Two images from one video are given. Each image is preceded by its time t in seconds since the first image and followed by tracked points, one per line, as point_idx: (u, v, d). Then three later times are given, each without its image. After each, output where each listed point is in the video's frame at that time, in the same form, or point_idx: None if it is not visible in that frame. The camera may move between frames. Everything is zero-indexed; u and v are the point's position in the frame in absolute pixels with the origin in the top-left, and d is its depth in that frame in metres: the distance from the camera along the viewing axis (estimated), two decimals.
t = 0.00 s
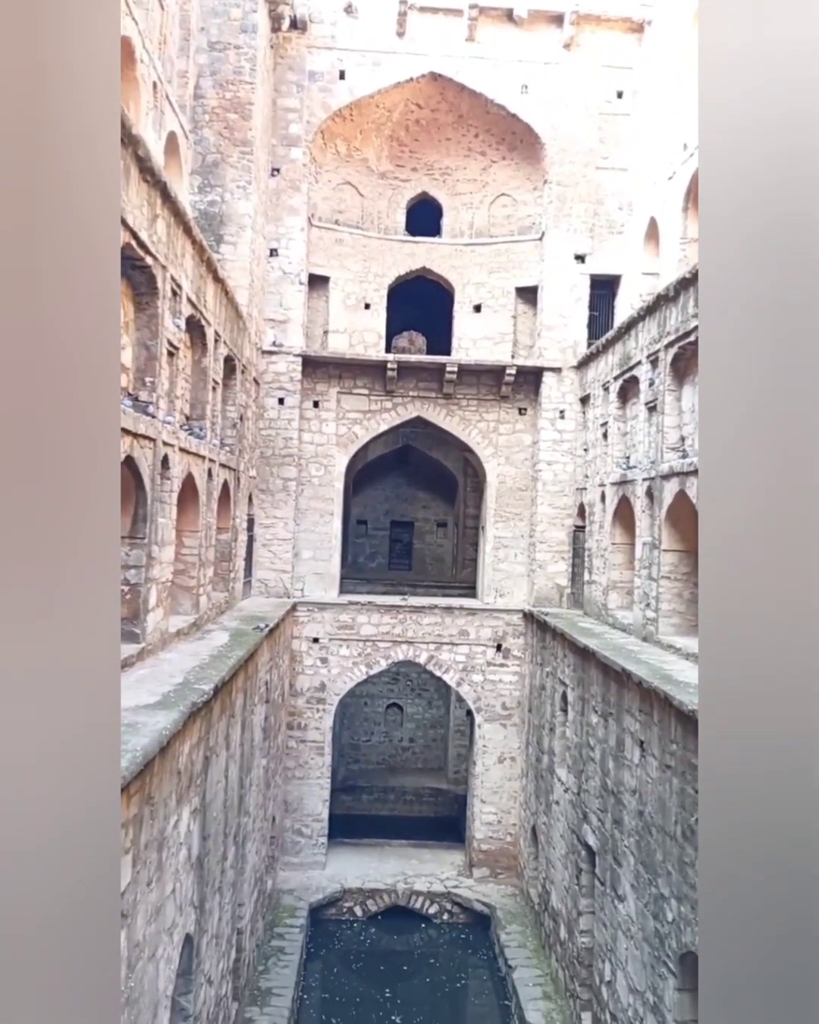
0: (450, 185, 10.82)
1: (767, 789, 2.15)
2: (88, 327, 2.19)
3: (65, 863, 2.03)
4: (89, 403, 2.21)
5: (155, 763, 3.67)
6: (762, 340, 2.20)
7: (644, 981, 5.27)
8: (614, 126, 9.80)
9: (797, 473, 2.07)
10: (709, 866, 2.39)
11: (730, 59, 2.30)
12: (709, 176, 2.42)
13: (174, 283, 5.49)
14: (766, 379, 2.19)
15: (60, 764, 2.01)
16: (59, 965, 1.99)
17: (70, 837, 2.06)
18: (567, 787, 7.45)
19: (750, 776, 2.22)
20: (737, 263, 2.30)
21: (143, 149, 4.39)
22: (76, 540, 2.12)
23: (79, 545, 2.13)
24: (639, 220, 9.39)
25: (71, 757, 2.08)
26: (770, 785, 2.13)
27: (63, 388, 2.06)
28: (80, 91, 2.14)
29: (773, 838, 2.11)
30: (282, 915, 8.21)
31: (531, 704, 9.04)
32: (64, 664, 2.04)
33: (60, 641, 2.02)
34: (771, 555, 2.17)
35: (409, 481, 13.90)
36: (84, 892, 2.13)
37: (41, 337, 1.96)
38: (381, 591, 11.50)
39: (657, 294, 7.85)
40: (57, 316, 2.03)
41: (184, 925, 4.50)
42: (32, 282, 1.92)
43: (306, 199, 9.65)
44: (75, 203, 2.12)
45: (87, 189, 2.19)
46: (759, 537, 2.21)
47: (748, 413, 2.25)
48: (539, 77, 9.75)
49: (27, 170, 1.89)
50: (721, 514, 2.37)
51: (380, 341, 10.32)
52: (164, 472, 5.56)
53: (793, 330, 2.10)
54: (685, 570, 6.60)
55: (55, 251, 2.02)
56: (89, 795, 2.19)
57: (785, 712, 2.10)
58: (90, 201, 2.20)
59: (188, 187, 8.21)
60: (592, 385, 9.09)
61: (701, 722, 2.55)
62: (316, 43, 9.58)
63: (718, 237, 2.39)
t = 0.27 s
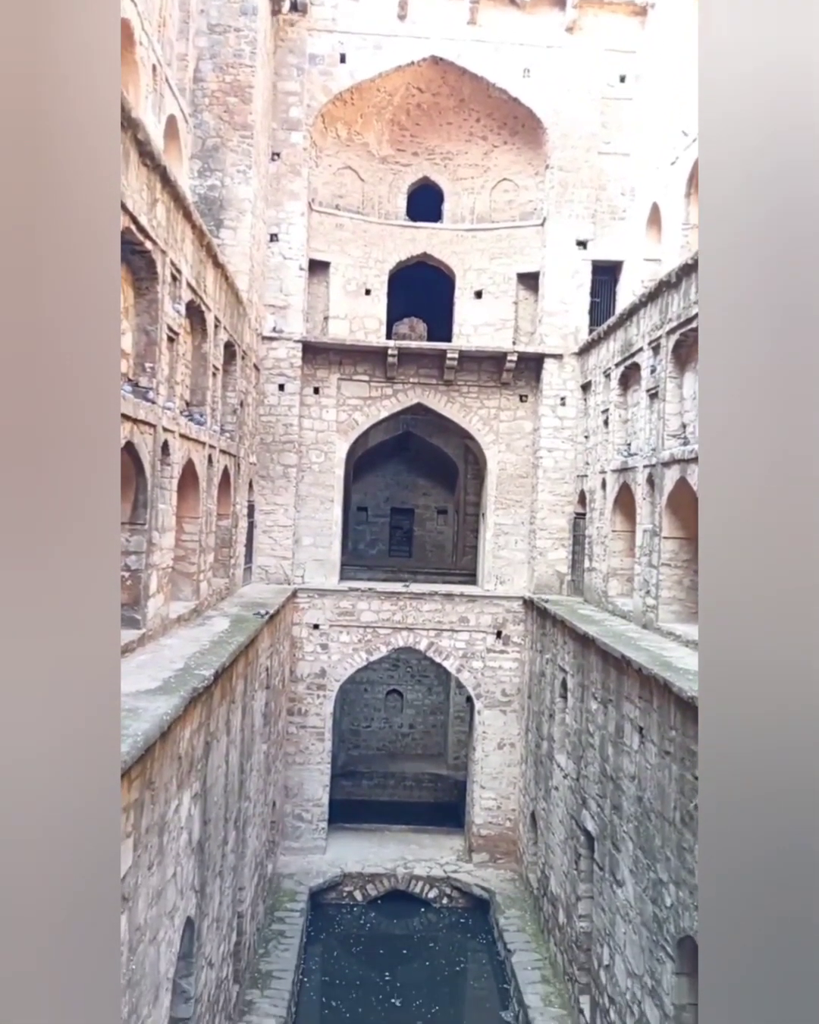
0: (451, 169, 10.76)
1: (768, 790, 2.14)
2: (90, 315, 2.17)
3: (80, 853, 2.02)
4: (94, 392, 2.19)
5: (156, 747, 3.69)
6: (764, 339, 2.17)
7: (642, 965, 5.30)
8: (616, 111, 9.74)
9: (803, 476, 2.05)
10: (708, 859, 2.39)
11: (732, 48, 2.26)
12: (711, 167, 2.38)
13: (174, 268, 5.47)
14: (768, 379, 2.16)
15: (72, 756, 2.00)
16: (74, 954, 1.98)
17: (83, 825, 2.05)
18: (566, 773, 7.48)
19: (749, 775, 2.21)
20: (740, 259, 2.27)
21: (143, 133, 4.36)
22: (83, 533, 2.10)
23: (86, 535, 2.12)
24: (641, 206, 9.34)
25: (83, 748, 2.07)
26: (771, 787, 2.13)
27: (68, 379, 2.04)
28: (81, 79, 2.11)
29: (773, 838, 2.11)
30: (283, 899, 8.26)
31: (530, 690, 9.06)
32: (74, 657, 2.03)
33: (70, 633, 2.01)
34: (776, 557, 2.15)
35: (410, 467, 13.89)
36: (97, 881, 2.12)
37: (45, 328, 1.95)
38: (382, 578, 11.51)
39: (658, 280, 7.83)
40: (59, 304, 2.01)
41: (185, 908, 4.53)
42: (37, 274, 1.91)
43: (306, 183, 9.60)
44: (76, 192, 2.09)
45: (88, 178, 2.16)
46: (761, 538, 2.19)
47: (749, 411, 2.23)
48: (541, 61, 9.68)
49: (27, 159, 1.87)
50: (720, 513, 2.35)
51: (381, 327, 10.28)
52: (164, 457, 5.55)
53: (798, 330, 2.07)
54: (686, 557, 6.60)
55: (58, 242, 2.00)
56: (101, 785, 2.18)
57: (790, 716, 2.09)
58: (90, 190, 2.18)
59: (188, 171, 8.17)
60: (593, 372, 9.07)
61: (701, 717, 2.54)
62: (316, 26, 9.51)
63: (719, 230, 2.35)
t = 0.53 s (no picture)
0: (452, 153, 10.69)
1: (774, 798, 2.10)
2: (88, 309, 2.13)
3: (78, 848, 2.01)
4: (92, 386, 2.15)
5: (157, 732, 3.70)
6: (771, 334, 2.10)
7: (640, 949, 5.33)
8: (618, 95, 9.69)
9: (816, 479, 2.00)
10: (705, 860, 2.35)
11: (732, 25, 2.17)
12: (713, 151, 2.30)
13: (174, 253, 5.45)
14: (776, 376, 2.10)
15: (69, 753, 1.98)
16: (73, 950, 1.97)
17: (82, 821, 2.03)
18: (565, 758, 7.51)
19: (750, 780, 2.18)
20: (742, 248, 2.18)
21: (142, 116, 4.33)
22: (80, 532, 2.07)
23: (83, 534, 2.08)
24: (642, 191, 9.29)
25: (81, 745, 2.05)
26: (778, 796, 2.09)
27: (65, 374, 2.00)
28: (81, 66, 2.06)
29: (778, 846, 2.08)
30: (283, 882, 8.31)
31: (530, 676, 9.08)
32: (70, 656, 2.00)
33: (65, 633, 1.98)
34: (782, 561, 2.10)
35: (410, 454, 13.88)
36: (96, 874, 2.11)
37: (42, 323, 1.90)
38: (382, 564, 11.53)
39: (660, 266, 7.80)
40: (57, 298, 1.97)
41: (186, 891, 4.55)
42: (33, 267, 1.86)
43: (306, 167, 9.55)
44: (74, 183, 2.05)
45: (86, 167, 2.11)
46: (765, 539, 2.14)
47: (752, 408, 2.16)
48: (543, 44, 9.60)
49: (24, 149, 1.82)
50: (716, 510, 2.28)
51: (381, 312, 10.25)
52: (164, 443, 5.54)
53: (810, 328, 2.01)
54: (686, 544, 6.60)
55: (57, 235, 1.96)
56: (99, 779, 2.16)
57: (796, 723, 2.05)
58: (88, 179, 2.13)
59: (187, 155, 8.11)
60: (594, 358, 9.04)
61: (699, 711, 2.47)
62: (316, 9, 9.44)
63: (718, 217, 2.27)
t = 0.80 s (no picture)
0: (453, 136, 10.65)
1: (755, 800, 1.91)
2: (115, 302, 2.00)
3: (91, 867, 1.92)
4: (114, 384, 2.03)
5: (156, 715, 3.71)
6: (758, 291, 1.92)
7: (636, 930, 5.37)
8: (620, 77, 9.60)
9: (789, 446, 1.79)
10: (710, 889, 2.16)
11: None
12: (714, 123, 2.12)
13: (172, 235, 5.42)
14: (761, 335, 1.91)
15: (88, 771, 1.87)
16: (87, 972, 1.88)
17: (94, 838, 1.94)
18: (563, 742, 7.54)
19: (740, 781, 1.99)
20: (734, 204, 2.02)
21: (139, 97, 4.30)
22: (105, 537, 1.95)
23: (106, 540, 1.97)
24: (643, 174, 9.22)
25: (97, 760, 1.95)
26: (758, 799, 1.90)
27: (97, 371, 1.88)
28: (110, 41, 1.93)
29: (757, 853, 1.89)
30: (282, 865, 8.37)
31: (528, 660, 9.09)
32: (93, 669, 1.89)
33: (90, 646, 1.86)
34: (763, 538, 1.90)
35: (410, 439, 13.86)
36: (105, 890, 2.03)
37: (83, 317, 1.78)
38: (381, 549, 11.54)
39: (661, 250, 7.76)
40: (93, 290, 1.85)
41: (186, 874, 4.58)
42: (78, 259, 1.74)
43: (305, 149, 9.49)
44: (107, 166, 1.92)
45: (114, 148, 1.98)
46: (752, 517, 1.94)
47: (746, 374, 1.98)
48: (544, 25, 9.52)
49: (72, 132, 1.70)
50: (719, 489, 2.12)
51: (381, 296, 10.20)
52: (162, 427, 5.53)
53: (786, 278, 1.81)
54: (685, 529, 6.61)
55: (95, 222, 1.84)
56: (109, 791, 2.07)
57: (770, 717, 1.85)
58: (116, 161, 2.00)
59: (185, 136, 8.06)
60: (594, 342, 9.01)
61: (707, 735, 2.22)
62: None
63: (717, 181, 2.10)
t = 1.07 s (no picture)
0: (452, 121, 10.60)
1: (740, 792, 1.87)
2: (110, 297, 1.95)
3: (88, 870, 1.90)
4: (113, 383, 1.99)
5: (156, 701, 3.73)
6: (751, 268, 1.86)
7: (634, 915, 5.41)
8: (621, 61, 9.56)
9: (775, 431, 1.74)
10: (704, 891, 2.07)
11: None
12: (716, 99, 2.04)
13: (170, 221, 5.40)
14: (752, 312, 1.85)
15: (85, 775, 1.86)
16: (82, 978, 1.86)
17: (91, 845, 1.91)
18: (562, 728, 7.57)
19: (726, 770, 1.95)
20: (731, 179, 1.96)
21: (136, 81, 4.28)
22: (101, 543, 1.92)
23: (101, 541, 1.93)
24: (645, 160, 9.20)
25: (94, 764, 1.92)
26: (743, 793, 1.85)
27: (95, 371, 1.85)
28: (110, 30, 1.89)
29: (740, 847, 1.85)
30: (282, 850, 8.41)
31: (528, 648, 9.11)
32: (90, 675, 1.87)
33: (88, 651, 1.84)
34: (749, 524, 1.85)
35: (409, 426, 13.85)
36: (103, 888, 2.01)
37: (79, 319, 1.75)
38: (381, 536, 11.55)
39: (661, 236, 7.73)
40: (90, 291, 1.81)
41: (186, 859, 4.60)
42: (73, 259, 1.70)
43: (304, 135, 9.44)
44: (103, 162, 1.88)
45: (111, 140, 1.94)
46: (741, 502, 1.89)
47: (737, 356, 1.93)
48: (544, 9, 9.46)
49: (69, 131, 1.66)
50: (708, 474, 2.06)
51: (380, 283, 10.16)
52: (161, 414, 5.52)
53: (780, 254, 1.75)
54: (684, 517, 6.61)
55: (91, 218, 1.80)
56: (106, 793, 2.05)
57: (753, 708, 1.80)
58: (113, 154, 1.96)
59: (183, 121, 8.01)
60: (594, 329, 8.99)
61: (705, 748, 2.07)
62: None
63: (718, 160, 2.02)
